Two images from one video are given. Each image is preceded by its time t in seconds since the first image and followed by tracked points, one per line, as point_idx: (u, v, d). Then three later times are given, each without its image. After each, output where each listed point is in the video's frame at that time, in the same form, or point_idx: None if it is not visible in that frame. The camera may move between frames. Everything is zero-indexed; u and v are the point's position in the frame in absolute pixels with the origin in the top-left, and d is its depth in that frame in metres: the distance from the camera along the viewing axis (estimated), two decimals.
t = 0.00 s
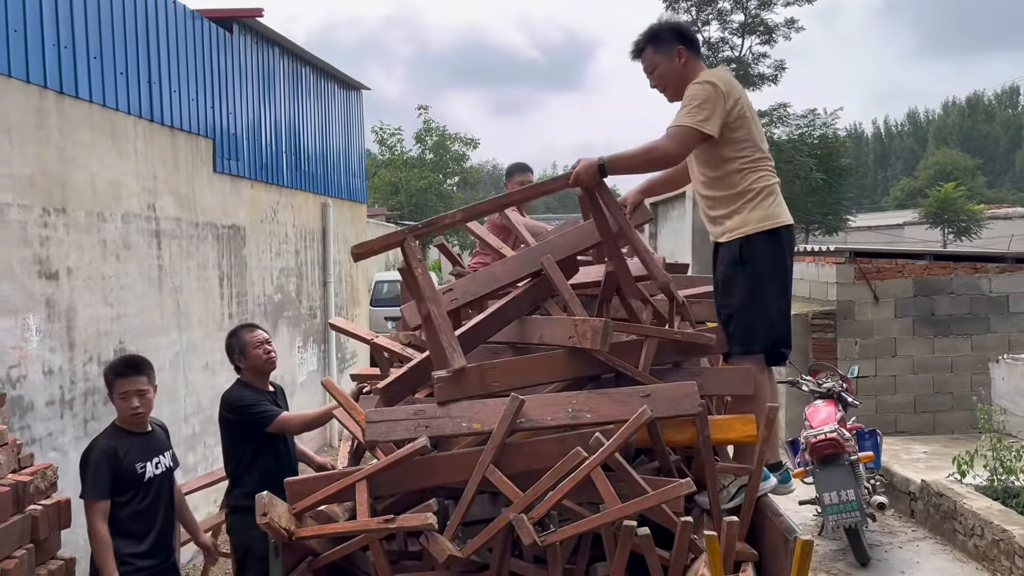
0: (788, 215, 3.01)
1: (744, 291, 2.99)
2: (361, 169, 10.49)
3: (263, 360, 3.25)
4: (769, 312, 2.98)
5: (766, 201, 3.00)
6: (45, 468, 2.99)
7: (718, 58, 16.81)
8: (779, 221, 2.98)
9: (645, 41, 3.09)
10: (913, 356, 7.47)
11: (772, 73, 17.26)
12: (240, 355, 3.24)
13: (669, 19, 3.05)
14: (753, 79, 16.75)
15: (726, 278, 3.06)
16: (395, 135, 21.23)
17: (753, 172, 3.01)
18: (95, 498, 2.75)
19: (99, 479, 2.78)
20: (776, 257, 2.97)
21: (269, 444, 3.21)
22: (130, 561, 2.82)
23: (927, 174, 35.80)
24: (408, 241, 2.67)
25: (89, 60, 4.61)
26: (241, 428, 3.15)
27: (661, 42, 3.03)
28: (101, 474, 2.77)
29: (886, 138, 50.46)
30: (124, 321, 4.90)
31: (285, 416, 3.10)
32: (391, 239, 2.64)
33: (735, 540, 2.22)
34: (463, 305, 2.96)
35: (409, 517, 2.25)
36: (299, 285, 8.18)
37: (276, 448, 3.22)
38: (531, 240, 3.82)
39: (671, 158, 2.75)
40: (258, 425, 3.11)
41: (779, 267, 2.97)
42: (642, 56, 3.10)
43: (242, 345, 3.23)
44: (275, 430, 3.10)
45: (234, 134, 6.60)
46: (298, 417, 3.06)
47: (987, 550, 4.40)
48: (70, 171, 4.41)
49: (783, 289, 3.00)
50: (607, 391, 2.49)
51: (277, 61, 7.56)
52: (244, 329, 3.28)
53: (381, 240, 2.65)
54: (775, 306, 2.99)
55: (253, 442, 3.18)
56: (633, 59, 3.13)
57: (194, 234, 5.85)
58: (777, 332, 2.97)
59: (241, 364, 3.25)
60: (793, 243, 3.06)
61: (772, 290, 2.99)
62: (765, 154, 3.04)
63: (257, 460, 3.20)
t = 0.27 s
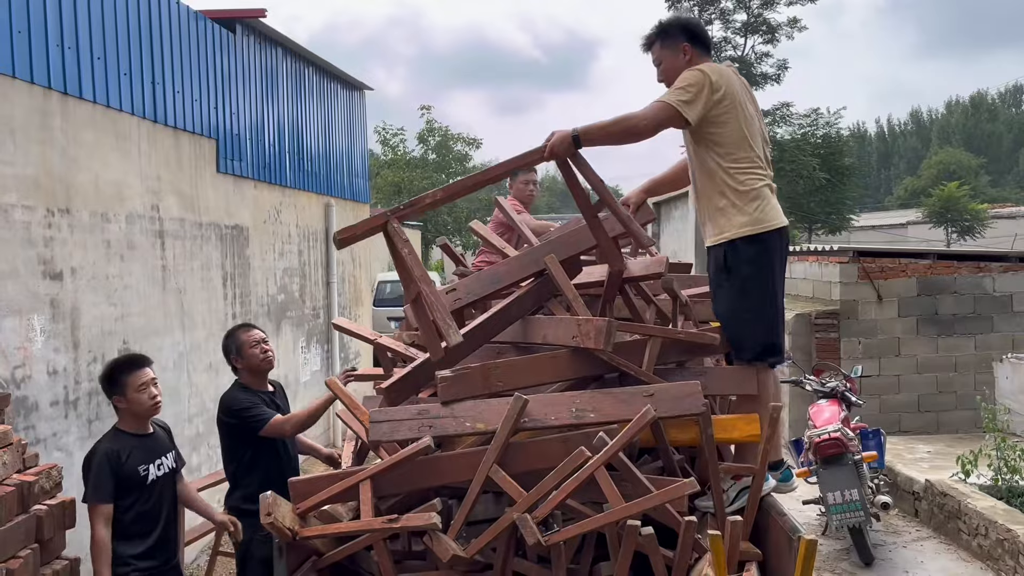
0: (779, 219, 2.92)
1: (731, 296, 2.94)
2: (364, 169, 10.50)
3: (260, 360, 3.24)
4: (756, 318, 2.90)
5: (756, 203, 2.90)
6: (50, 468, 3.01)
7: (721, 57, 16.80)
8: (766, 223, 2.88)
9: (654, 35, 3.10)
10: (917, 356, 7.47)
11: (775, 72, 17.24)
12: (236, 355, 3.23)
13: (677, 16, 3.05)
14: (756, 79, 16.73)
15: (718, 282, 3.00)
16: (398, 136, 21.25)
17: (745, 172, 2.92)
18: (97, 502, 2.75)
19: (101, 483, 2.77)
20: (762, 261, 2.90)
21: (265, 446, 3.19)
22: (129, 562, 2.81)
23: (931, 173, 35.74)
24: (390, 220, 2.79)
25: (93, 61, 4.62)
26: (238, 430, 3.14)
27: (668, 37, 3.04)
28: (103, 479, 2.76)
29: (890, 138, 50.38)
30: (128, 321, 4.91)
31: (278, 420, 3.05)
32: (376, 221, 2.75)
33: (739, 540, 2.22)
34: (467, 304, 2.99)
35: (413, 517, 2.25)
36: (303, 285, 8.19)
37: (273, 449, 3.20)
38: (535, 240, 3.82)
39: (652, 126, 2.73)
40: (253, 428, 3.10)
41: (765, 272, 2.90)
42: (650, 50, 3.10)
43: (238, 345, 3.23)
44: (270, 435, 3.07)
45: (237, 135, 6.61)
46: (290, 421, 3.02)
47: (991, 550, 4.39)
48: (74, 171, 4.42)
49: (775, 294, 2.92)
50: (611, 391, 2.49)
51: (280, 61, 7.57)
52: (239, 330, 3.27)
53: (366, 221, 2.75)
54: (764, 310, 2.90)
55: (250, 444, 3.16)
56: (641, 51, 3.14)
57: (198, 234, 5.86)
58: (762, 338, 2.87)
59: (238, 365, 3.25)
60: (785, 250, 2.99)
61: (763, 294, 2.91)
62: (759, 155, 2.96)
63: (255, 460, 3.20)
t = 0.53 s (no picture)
0: (772, 220, 2.89)
1: (724, 295, 2.89)
2: (367, 171, 10.50)
3: (264, 360, 3.26)
4: (751, 318, 2.84)
5: (746, 205, 2.88)
6: (54, 470, 3.01)
7: (723, 57, 16.78)
8: (756, 225, 2.85)
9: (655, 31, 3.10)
10: (921, 355, 7.45)
11: (777, 72, 17.22)
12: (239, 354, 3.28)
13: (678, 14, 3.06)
14: (759, 79, 16.72)
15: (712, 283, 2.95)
16: (400, 137, 21.26)
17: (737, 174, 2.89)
18: (110, 509, 2.64)
19: (112, 491, 2.71)
20: (758, 261, 2.86)
21: (264, 440, 3.19)
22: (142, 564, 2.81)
23: (934, 173, 35.68)
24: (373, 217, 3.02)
25: (97, 63, 4.63)
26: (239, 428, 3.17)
27: (669, 34, 3.04)
28: (113, 487, 2.71)
29: (893, 137, 50.31)
30: (132, 322, 4.92)
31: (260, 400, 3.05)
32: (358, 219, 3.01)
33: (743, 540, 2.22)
34: (472, 305, 3.01)
35: (417, 518, 2.25)
36: (306, 286, 8.19)
37: (271, 443, 3.20)
38: (538, 240, 3.83)
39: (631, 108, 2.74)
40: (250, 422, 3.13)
41: (761, 273, 2.86)
42: (651, 46, 3.10)
43: (241, 347, 3.26)
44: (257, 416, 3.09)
45: (240, 136, 6.62)
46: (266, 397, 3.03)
47: (995, 550, 4.38)
48: (78, 174, 4.43)
49: (770, 295, 2.88)
50: (614, 392, 2.49)
51: (284, 62, 7.59)
52: (244, 332, 3.31)
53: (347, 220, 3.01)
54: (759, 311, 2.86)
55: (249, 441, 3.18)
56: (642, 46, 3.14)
57: (201, 236, 5.87)
58: (756, 338, 2.81)
59: (243, 366, 3.28)
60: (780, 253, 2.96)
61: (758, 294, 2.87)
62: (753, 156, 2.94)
63: (254, 457, 3.22)
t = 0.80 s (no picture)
0: (769, 220, 2.84)
1: (725, 298, 2.88)
2: (369, 173, 10.52)
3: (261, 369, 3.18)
4: (752, 322, 2.83)
5: (738, 210, 2.84)
6: (58, 473, 3.02)
7: (726, 58, 16.78)
8: (750, 229, 2.81)
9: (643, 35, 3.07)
10: (924, 356, 7.44)
11: (780, 73, 17.20)
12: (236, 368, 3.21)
13: (663, 18, 3.03)
14: (761, 79, 16.71)
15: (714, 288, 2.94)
16: (403, 138, 21.28)
17: (726, 179, 2.85)
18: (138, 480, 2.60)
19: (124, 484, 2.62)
20: (758, 263, 2.83)
21: (261, 444, 3.05)
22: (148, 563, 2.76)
23: (938, 173, 35.64)
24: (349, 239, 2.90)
25: (100, 67, 4.64)
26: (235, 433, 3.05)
27: (657, 38, 3.02)
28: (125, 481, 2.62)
29: (896, 138, 50.26)
30: (136, 325, 4.93)
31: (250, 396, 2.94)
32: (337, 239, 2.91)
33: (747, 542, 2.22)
34: (474, 308, 2.96)
35: (421, 521, 2.25)
36: (309, 288, 8.20)
37: (270, 445, 3.06)
38: (541, 243, 3.82)
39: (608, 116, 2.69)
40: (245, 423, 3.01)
41: (760, 275, 2.83)
42: (638, 52, 3.09)
43: (238, 358, 3.18)
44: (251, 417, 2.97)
45: (243, 139, 6.63)
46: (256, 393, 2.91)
47: (1000, 552, 4.38)
48: (82, 177, 4.45)
49: (770, 297, 2.85)
50: (618, 394, 2.48)
51: (286, 65, 7.60)
52: (241, 342, 3.23)
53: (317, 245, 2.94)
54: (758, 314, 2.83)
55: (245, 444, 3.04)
56: (631, 51, 3.12)
57: (205, 238, 5.88)
58: (756, 341, 2.82)
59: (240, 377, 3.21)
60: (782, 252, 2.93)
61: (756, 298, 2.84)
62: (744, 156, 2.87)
63: (252, 464, 3.07)
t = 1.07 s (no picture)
0: (763, 221, 2.82)
1: (727, 301, 2.88)
2: (372, 175, 10.53)
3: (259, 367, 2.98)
4: (751, 326, 2.81)
5: (729, 216, 2.83)
6: (63, 475, 3.03)
7: (728, 59, 16.77)
8: (742, 234, 2.80)
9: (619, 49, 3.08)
10: (928, 358, 7.43)
11: (782, 74, 17.18)
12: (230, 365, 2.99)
13: (636, 29, 3.02)
14: (764, 81, 16.69)
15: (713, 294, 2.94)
16: (405, 141, 21.32)
17: (712, 187, 2.85)
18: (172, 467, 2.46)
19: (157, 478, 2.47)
20: (759, 264, 2.80)
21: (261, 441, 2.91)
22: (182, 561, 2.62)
23: (941, 174, 35.59)
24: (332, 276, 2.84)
25: (104, 71, 4.65)
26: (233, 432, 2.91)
27: (632, 50, 3.02)
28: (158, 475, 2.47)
29: (899, 138, 50.21)
30: (140, 328, 4.95)
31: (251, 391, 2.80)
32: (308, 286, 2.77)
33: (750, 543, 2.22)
34: (476, 310, 2.99)
35: (424, 523, 2.25)
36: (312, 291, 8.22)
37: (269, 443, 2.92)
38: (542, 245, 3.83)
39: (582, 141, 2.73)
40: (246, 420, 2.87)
41: (757, 278, 2.81)
42: (616, 65, 3.08)
43: (233, 354, 2.97)
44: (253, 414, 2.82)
45: (246, 142, 6.64)
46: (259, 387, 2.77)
47: (1004, 553, 4.37)
48: (85, 180, 4.46)
49: (769, 300, 2.82)
50: (620, 396, 2.48)
51: (289, 68, 7.61)
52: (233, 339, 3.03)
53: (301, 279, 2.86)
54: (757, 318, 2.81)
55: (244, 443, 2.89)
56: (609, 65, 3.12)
57: (208, 241, 5.90)
58: (758, 344, 2.81)
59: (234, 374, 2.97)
60: (783, 250, 2.90)
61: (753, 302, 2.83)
62: (729, 161, 2.86)
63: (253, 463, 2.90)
